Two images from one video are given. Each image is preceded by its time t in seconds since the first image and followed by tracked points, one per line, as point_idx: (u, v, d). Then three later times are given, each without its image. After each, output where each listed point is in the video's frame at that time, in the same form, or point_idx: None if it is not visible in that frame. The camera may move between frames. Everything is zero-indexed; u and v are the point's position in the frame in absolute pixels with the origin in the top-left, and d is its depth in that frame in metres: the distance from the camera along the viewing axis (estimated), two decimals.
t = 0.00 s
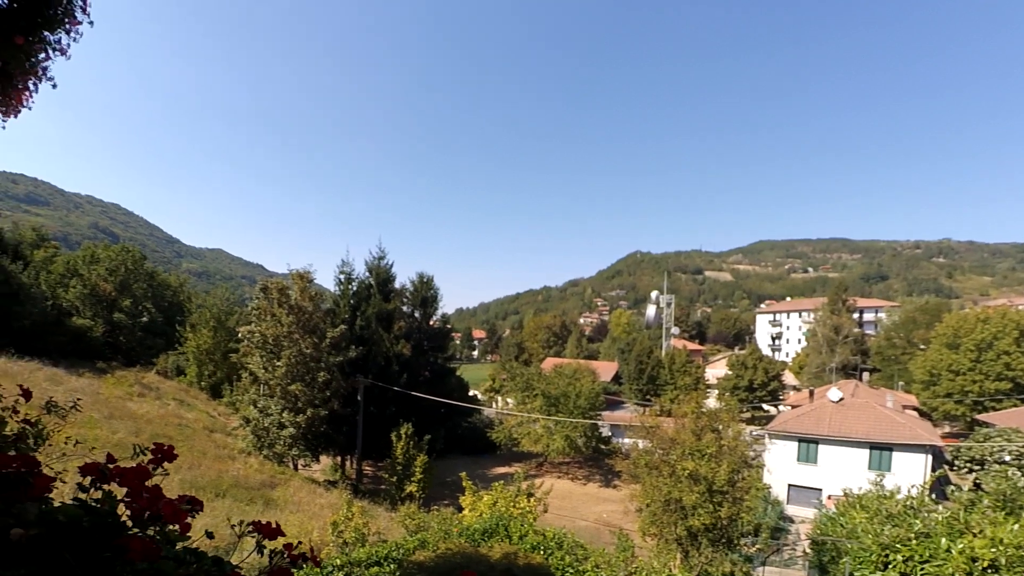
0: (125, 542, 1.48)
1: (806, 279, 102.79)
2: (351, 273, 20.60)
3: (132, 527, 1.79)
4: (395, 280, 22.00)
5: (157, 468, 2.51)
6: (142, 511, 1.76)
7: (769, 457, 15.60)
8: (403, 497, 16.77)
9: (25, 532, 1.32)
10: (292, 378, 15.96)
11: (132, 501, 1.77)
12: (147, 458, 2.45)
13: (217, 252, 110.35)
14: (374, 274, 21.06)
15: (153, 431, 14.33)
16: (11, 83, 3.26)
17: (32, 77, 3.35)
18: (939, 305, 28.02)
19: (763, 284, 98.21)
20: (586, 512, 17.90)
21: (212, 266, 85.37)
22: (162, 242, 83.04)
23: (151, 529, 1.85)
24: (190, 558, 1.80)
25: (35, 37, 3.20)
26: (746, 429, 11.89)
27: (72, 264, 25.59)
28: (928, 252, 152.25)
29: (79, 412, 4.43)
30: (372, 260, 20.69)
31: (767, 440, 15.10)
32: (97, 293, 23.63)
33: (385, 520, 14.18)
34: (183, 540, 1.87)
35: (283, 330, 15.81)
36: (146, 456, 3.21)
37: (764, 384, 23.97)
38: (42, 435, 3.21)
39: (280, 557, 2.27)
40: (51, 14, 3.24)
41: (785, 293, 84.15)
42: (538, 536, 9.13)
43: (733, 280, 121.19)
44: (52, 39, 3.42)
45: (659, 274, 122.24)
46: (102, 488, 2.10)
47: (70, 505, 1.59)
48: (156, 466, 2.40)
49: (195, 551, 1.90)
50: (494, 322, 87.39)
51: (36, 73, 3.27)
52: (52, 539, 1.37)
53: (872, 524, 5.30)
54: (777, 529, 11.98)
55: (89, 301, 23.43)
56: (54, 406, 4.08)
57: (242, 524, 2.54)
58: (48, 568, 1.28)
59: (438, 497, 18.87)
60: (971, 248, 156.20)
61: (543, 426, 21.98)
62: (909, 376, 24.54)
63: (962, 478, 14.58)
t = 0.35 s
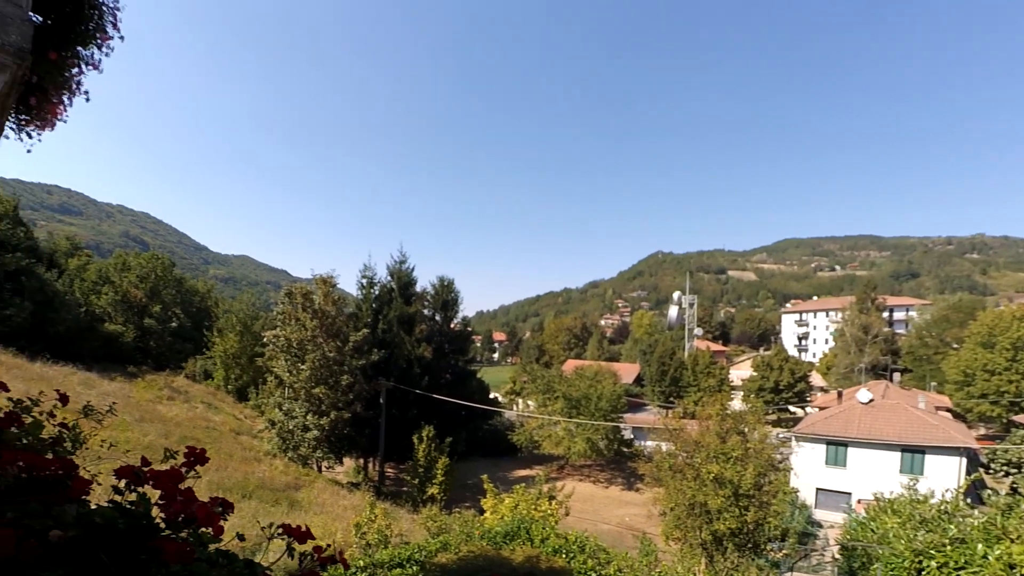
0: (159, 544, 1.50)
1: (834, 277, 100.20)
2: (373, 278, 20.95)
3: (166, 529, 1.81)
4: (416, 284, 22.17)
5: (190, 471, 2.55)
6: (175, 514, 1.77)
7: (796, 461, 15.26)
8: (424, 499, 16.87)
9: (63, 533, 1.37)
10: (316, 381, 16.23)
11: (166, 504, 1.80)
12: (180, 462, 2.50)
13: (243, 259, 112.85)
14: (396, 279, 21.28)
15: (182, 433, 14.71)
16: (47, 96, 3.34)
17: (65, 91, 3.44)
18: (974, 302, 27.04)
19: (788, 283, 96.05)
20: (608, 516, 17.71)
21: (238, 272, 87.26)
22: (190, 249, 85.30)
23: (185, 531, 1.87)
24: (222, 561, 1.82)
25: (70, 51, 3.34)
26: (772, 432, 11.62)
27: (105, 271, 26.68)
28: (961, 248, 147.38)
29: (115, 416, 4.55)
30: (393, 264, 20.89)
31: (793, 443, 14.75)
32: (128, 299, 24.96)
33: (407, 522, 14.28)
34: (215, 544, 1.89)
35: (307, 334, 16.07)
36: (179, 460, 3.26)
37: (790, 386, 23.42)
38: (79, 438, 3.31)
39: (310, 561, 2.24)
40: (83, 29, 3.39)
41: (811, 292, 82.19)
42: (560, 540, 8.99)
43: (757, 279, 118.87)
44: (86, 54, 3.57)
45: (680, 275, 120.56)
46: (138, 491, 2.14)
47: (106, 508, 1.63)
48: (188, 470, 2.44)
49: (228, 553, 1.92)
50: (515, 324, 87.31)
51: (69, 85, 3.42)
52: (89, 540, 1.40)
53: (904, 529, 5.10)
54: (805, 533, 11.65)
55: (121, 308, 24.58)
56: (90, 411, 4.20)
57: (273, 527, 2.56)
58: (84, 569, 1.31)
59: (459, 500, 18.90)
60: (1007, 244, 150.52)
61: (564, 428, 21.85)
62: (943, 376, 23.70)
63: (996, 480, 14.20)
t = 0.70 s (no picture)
0: (191, 542, 1.51)
1: (861, 274, 97.60)
2: (394, 280, 21.23)
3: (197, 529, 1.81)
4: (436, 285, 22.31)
5: (219, 472, 2.56)
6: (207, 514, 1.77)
7: (822, 463, 14.85)
8: (445, 500, 16.94)
9: (98, 532, 1.42)
10: (338, 382, 16.50)
11: (198, 503, 1.80)
12: (211, 461, 2.54)
13: (267, 262, 115.14)
14: (417, 280, 21.47)
15: (208, 433, 15.05)
16: (79, 107, 3.47)
17: (97, 101, 3.54)
18: (1008, 299, 26.07)
19: (813, 280, 93.83)
20: (629, 518, 17.53)
21: (263, 275, 88.99)
22: (216, 254, 87.36)
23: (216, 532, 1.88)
24: (252, 560, 1.82)
25: (101, 64, 3.35)
26: (798, 434, 11.34)
27: (134, 276, 27.54)
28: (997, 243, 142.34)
29: (147, 418, 4.66)
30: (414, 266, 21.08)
31: (820, 445, 14.39)
32: (157, 304, 25.76)
33: (428, 522, 14.37)
34: (245, 542, 1.91)
35: (330, 335, 16.32)
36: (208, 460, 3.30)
37: (817, 386, 22.87)
38: (111, 439, 3.38)
39: (339, 561, 2.22)
40: (115, 41, 3.37)
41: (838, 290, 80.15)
42: (581, 541, 8.97)
43: (781, 277, 116.46)
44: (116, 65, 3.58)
45: (702, 273, 118.69)
46: (169, 490, 2.15)
47: (141, 507, 1.66)
48: (218, 469, 2.46)
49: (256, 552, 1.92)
50: (534, 325, 87.15)
51: (100, 97, 3.46)
52: (123, 538, 1.44)
53: (935, 533, 4.90)
54: (831, 537, 11.32)
55: (150, 311, 25.37)
56: (123, 411, 4.31)
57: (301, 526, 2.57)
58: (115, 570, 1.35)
59: (479, 500, 18.94)
60: None
61: (584, 429, 21.71)
62: (976, 376, 22.93)
63: None
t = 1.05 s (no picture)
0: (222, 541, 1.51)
1: (888, 269, 95.03)
2: (412, 280, 21.38)
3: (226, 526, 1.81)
4: (454, 285, 22.41)
5: (247, 469, 2.56)
6: (238, 513, 1.77)
7: (847, 462, 14.51)
8: (463, 498, 17.00)
9: (129, 529, 1.45)
10: (358, 382, 16.71)
11: (226, 502, 1.80)
12: (238, 460, 2.55)
13: (287, 263, 117.01)
14: (435, 280, 21.66)
15: (232, 432, 15.36)
16: (107, 115, 3.48)
17: (124, 107, 3.54)
18: None
19: (837, 276, 91.67)
20: (648, 517, 17.35)
21: (283, 276, 90.43)
22: (238, 256, 89.07)
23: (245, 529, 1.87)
24: (282, 558, 1.80)
25: (128, 71, 3.30)
26: (823, 432, 10.71)
27: (160, 279, 28.29)
28: None
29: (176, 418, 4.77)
30: (431, 266, 21.24)
31: (844, 444, 14.06)
32: (182, 306, 26.43)
33: (447, 520, 14.45)
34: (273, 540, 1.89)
35: (350, 335, 16.55)
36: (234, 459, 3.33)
37: (841, 384, 22.34)
38: (141, 438, 3.46)
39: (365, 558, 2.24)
40: (139, 48, 3.32)
41: (863, 285, 78.13)
42: (599, 541, 8.91)
43: (804, 273, 114.11)
44: (142, 71, 3.53)
45: (722, 270, 116.93)
46: (199, 488, 2.15)
47: (171, 505, 1.70)
48: (246, 468, 2.47)
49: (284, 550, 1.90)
50: (552, 324, 86.88)
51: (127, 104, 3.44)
52: (153, 536, 1.49)
53: (963, 534, 4.74)
54: (856, 538, 11.04)
55: (175, 313, 26.14)
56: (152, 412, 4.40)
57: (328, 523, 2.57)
58: (147, 565, 1.39)
59: (497, 499, 18.96)
60: None
61: (603, 428, 21.58)
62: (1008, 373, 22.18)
63: None
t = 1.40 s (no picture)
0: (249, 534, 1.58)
1: (913, 262, 92.68)
2: (428, 277, 21.51)
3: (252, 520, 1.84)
4: (470, 282, 22.48)
5: (272, 466, 2.58)
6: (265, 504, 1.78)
7: (870, 460, 14.21)
8: (479, 494, 17.09)
9: (154, 527, 1.47)
10: (375, 378, 16.90)
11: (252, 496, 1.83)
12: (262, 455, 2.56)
13: (305, 262, 118.53)
14: (451, 277, 21.73)
15: (253, 429, 15.67)
16: (130, 116, 3.52)
17: (146, 109, 3.58)
18: None
19: (859, 271, 89.67)
20: (666, 515, 17.23)
21: (301, 275, 91.58)
22: (258, 256, 90.50)
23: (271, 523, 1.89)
24: (307, 553, 1.80)
25: (150, 74, 3.25)
26: (845, 430, 10.47)
27: (182, 278, 28.89)
28: None
29: (201, 416, 4.84)
30: (448, 263, 21.34)
31: (867, 441, 13.76)
32: (204, 304, 27.08)
33: (463, 516, 14.54)
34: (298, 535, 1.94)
35: (367, 332, 16.76)
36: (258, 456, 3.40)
37: (864, 380, 21.87)
38: (167, 435, 3.54)
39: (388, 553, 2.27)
40: (161, 51, 3.25)
41: (887, 279, 76.28)
42: (616, 538, 8.89)
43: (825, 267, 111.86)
44: (164, 74, 3.50)
45: (740, 264, 115.22)
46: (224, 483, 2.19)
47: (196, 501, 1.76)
48: (269, 464, 2.48)
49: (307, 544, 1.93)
50: (568, 320, 86.56)
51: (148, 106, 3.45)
52: (181, 530, 1.56)
53: (990, 534, 4.62)
54: (878, 537, 10.81)
55: (197, 312, 26.73)
56: (178, 408, 4.48)
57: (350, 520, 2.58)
58: (174, 558, 1.46)
59: (513, 495, 19.01)
60: None
61: (619, 425, 21.46)
62: None
63: None
